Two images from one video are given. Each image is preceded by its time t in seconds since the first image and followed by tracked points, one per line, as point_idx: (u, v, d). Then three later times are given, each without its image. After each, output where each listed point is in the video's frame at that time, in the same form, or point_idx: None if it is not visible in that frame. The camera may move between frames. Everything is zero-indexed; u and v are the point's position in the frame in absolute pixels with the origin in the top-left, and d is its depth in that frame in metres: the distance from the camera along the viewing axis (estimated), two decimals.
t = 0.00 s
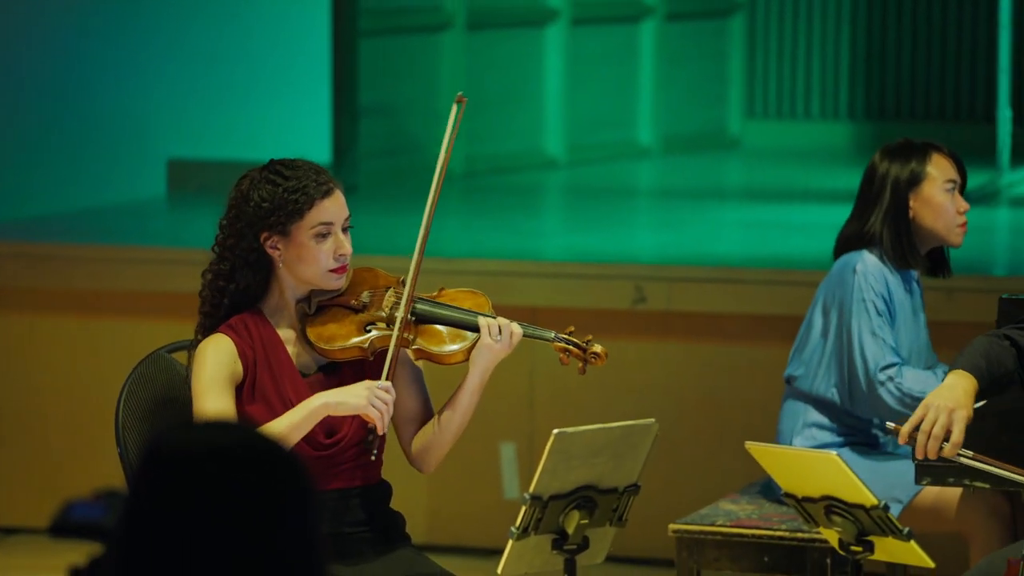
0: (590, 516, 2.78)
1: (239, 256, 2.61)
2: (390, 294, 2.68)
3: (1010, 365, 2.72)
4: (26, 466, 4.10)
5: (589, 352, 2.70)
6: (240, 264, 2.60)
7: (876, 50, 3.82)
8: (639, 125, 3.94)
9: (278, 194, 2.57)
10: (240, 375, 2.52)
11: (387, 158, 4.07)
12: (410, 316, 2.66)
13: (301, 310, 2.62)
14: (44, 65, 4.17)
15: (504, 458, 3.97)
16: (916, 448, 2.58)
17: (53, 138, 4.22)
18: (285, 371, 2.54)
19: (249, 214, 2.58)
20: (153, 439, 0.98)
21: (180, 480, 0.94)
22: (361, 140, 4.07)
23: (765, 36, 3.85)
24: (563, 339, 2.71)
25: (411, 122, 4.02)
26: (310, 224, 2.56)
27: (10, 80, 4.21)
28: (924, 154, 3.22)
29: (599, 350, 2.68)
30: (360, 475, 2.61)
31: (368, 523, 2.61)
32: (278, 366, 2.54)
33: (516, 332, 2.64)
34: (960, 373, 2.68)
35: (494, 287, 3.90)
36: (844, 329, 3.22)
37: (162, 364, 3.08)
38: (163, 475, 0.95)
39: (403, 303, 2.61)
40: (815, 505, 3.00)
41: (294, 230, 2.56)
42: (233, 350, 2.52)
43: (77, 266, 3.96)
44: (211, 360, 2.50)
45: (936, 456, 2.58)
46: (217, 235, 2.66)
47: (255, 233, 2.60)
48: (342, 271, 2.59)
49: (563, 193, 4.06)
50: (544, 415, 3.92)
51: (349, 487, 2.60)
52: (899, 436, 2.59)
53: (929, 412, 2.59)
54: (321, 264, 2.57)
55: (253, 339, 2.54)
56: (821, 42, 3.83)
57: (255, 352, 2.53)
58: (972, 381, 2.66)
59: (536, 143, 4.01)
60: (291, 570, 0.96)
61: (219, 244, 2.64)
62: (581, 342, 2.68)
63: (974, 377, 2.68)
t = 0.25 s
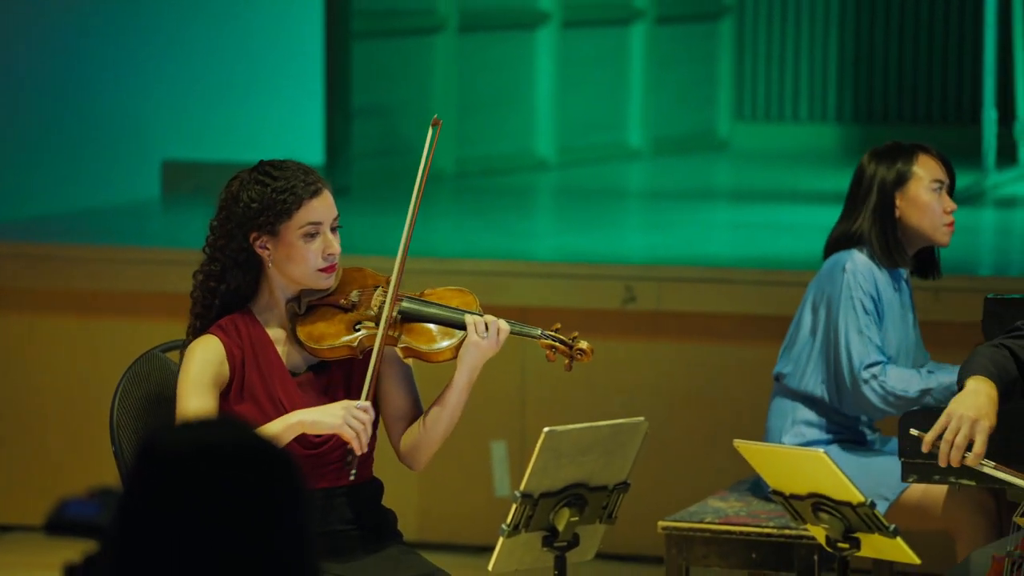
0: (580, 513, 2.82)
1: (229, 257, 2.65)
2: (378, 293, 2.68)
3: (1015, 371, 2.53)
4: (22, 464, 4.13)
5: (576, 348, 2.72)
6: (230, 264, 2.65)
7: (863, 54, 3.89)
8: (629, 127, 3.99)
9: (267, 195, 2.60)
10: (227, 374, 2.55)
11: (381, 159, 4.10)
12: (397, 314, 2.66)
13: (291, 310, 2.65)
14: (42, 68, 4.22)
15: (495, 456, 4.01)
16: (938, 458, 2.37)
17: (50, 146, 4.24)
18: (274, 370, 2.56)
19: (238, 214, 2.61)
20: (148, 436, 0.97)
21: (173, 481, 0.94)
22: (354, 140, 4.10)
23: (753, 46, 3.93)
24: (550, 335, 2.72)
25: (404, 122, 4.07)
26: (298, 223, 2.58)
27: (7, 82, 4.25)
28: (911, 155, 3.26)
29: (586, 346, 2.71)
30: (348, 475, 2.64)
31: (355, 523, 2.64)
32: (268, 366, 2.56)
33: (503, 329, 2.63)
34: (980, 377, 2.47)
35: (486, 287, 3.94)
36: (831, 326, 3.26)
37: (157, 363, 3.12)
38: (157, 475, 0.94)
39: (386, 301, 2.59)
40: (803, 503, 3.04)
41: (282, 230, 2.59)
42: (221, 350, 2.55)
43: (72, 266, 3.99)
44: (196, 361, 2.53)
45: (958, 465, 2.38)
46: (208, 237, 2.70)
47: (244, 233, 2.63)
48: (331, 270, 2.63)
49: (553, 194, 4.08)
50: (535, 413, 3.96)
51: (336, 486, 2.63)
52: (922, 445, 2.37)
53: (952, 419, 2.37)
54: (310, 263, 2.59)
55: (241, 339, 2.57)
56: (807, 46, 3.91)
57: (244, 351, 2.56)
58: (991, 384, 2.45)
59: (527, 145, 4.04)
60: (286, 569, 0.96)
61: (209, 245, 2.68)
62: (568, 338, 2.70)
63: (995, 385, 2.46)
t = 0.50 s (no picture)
0: (567, 511, 2.85)
1: (221, 255, 2.68)
2: (367, 295, 2.71)
3: (1011, 377, 2.56)
4: (13, 462, 4.16)
5: (559, 351, 2.76)
6: (222, 263, 2.68)
7: (845, 52, 3.95)
8: (615, 130, 4.03)
9: (260, 195, 2.64)
10: (212, 373, 2.59)
11: (371, 160, 4.21)
12: (383, 315, 2.68)
13: (280, 310, 2.68)
14: (40, 72, 4.33)
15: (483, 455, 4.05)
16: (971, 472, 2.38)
17: (51, 142, 4.35)
18: (260, 369, 2.59)
19: (232, 213, 2.65)
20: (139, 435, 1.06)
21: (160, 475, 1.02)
22: (343, 142, 4.22)
23: (739, 43, 3.95)
24: (533, 339, 2.77)
25: (393, 123, 4.19)
26: (291, 224, 2.63)
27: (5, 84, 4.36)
28: (891, 156, 3.32)
29: (569, 350, 2.74)
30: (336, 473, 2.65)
31: (342, 521, 2.65)
32: (255, 366, 2.59)
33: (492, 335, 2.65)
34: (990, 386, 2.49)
35: (474, 287, 3.98)
36: (812, 324, 3.32)
37: (150, 361, 3.15)
38: (145, 474, 1.02)
39: (373, 301, 2.62)
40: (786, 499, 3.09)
41: (275, 230, 2.63)
42: (207, 349, 2.59)
43: (63, 266, 4.03)
44: (181, 361, 2.56)
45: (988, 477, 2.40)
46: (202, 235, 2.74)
47: (237, 232, 2.67)
48: (321, 271, 2.67)
49: (539, 196, 4.14)
50: (522, 413, 4.01)
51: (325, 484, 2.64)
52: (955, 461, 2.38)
53: (980, 433, 2.38)
54: (302, 263, 2.64)
55: (229, 338, 2.60)
56: (791, 47, 3.96)
57: (231, 349, 2.60)
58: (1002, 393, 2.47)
59: (514, 147, 4.10)
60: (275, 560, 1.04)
61: (203, 244, 2.71)
62: (552, 341, 2.73)
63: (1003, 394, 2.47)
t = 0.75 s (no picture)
0: (549, 509, 2.90)
1: (212, 254, 2.71)
2: (353, 302, 2.78)
3: (981, 376, 2.61)
4: None
5: (540, 369, 2.78)
6: (213, 262, 2.71)
7: (824, 55, 4.00)
8: (597, 132, 4.07)
9: (254, 196, 2.67)
10: (196, 373, 2.62)
11: (356, 162, 4.25)
12: (369, 324, 2.72)
13: (269, 312, 2.73)
14: (24, 76, 4.34)
15: (466, 453, 4.09)
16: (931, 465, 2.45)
17: (38, 142, 4.37)
18: (246, 369, 2.63)
19: (226, 214, 2.68)
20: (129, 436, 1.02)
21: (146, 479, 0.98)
22: (329, 146, 4.26)
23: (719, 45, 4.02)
24: (515, 355, 2.79)
25: (377, 125, 4.23)
26: (283, 227, 2.65)
27: None
28: (867, 157, 3.37)
29: (548, 368, 2.76)
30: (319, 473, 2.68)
31: (326, 521, 2.68)
32: (241, 367, 2.63)
33: (467, 344, 2.66)
34: (957, 381, 2.56)
35: (458, 289, 4.03)
36: (790, 322, 3.36)
37: (138, 362, 3.18)
38: (132, 474, 0.98)
39: (359, 308, 2.66)
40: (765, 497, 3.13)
41: (267, 232, 2.66)
42: (193, 349, 2.62)
43: (49, 266, 4.06)
44: (166, 362, 2.59)
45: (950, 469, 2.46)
46: (196, 233, 2.76)
47: (230, 232, 2.70)
48: (310, 276, 2.69)
49: (521, 196, 4.18)
50: (505, 412, 4.04)
51: (310, 484, 2.67)
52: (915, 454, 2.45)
53: (942, 427, 2.45)
54: (292, 267, 2.66)
55: (215, 338, 2.64)
56: (773, 48, 4.00)
57: (217, 350, 2.63)
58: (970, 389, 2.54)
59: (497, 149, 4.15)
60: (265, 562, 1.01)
61: (195, 242, 2.75)
62: (533, 359, 2.75)
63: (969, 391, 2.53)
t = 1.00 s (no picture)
0: (528, 507, 2.94)
1: (214, 252, 2.75)
2: (344, 312, 2.77)
3: (947, 367, 2.72)
4: None
5: (515, 397, 2.80)
6: (214, 259, 2.75)
7: (800, 64, 4.14)
8: (576, 133, 4.18)
9: (261, 198, 2.70)
10: (181, 369, 2.67)
11: (338, 164, 4.35)
12: (356, 334, 2.73)
13: (261, 313, 2.74)
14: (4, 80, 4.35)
15: (448, 452, 4.13)
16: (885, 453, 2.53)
17: (19, 147, 4.37)
18: (231, 367, 2.67)
19: (231, 213, 2.72)
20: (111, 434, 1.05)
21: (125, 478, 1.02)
22: (310, 148, 4.35)
23: (699, 49, 4.10)
24: (493, 381, 2.81)
25: (359, 127, 4.32)
26: (286, 230, 2.68)
27: None
28: (840, 156, 3.42)
29: (525, 397, 2.78)
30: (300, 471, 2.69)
31: (303, 518, 2.69)
32: (227, 364, 2.67)
33: (452, 367, 2.67)
34: (919, 373, 2.66)
35: (440, 289, 4.03)
36: (767, 317, 3.42)
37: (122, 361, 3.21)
38: (114, 469, 1.02)
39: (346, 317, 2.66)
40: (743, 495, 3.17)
41: (269, 234, 2.68)
42: (181, 344, 2.67)
43: (33, 267, 4.08)
44: (150, 355, 2.65)
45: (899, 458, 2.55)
46: (201, 230, 2.81)
47: (234, 231, 2.73)
48: (309, 282, 2.71)
49: (501, 198, 4.28)
50: (486, 412, 4.08)
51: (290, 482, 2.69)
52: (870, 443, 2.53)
53: (894, 416, 2.54)
54: (291, 270, 2.69)
55: (205, 334, 2.68)
56: (749, 54, 4.13)
57: (205, 346, 2.67)
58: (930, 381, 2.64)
59: (477, 149, 4.26)
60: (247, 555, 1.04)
61: (199, 238, 2.78)
62: (509, 386, 2.77)
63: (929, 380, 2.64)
